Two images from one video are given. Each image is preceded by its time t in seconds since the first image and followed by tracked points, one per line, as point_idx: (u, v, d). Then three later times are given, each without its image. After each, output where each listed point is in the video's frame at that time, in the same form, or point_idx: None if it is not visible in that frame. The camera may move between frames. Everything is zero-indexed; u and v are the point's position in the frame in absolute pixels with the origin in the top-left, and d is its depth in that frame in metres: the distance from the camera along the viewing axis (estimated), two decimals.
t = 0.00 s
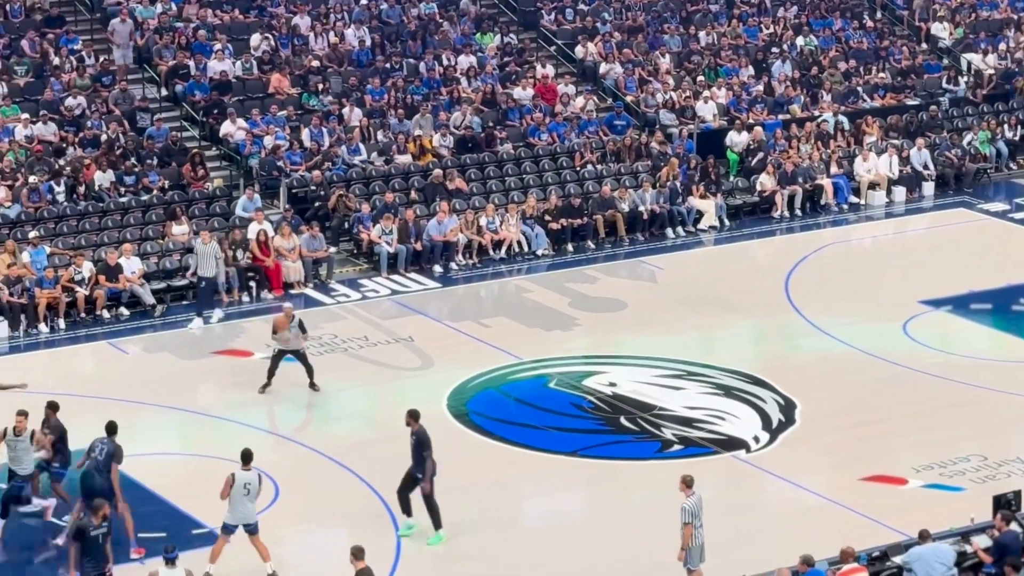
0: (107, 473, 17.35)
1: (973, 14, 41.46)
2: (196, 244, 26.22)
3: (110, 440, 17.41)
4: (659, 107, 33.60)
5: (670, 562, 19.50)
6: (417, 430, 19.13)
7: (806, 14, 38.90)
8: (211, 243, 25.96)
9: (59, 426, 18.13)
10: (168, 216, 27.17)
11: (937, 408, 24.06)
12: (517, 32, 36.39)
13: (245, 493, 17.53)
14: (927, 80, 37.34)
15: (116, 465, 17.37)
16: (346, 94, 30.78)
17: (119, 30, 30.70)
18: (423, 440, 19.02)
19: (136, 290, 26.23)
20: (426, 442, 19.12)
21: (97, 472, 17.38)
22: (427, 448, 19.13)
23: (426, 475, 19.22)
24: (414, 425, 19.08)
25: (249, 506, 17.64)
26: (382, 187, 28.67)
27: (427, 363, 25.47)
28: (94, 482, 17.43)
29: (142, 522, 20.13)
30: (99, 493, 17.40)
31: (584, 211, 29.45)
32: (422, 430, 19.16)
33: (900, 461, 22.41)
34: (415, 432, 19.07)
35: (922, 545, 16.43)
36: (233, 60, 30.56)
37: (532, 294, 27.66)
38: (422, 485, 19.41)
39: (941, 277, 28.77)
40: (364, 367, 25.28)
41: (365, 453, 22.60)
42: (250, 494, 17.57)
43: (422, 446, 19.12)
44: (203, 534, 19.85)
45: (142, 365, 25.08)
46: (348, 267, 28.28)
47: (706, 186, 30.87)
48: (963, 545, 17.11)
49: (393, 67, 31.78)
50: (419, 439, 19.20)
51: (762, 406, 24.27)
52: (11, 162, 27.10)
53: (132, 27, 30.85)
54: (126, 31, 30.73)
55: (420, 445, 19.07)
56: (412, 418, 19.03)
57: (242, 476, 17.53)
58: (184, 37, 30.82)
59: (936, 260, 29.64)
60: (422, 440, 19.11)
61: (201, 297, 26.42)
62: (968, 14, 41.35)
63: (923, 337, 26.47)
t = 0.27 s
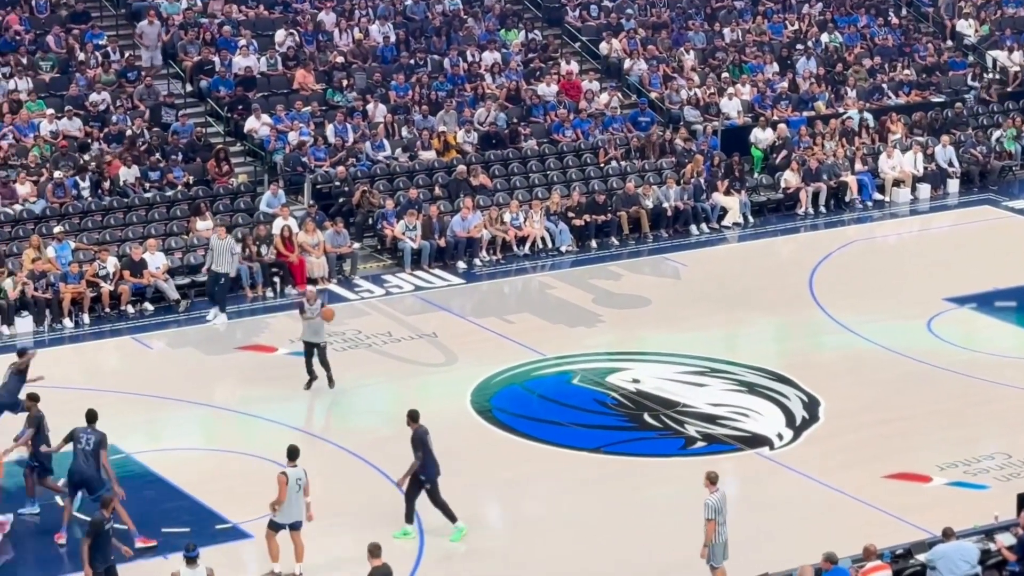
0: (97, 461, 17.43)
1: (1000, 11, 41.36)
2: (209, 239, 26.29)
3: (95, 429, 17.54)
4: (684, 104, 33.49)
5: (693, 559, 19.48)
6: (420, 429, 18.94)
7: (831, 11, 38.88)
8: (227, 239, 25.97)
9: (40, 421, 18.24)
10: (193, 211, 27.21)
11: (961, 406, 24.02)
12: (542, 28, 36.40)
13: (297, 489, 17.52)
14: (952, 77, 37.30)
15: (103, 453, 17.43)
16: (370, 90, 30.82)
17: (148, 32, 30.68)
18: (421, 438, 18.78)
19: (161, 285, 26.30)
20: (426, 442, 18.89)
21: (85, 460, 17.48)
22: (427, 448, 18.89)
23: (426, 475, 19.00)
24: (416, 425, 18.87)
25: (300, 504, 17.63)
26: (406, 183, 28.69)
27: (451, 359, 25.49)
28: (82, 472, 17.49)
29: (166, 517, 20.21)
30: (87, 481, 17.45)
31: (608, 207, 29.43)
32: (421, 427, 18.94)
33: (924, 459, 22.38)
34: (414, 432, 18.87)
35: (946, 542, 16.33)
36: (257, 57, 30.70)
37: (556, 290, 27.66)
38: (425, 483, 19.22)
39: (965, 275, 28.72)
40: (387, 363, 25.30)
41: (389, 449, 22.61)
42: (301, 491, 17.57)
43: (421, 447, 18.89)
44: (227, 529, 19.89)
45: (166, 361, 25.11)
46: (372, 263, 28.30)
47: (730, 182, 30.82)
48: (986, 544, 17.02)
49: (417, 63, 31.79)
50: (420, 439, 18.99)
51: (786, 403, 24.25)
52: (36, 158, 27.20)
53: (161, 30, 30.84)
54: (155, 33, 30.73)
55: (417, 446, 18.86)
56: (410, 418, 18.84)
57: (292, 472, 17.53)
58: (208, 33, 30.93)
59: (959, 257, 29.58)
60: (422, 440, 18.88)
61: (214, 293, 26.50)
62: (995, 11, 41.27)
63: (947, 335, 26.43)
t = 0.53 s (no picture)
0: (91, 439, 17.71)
1: None
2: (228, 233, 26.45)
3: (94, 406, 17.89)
4: (713, 100, 33.42)
5: (722, 556, 19.43)
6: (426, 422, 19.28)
7: (861, 7, 38.86)
8: (247, 234, 25.87)
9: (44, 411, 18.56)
10: (220, 207, 27.03)
11: (990, 404, 23.94)
12: (570, 24, 36.29)
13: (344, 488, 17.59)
14: (982, 74, 37.23)
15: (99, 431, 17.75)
16: (399, 87, 30.53)
17: (181, 29, 30.81)
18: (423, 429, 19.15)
19: (189, 280, 26.35)
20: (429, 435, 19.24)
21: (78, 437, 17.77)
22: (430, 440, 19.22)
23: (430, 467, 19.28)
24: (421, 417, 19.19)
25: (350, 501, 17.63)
26: (435, 178, 28.67)
27: (479, 355, 25.47)
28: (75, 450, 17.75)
29: (193, 511, 20.24)
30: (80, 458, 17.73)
31: (637, 203, 29.42)
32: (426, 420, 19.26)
33: (952, 456, 22.31)
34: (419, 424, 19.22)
35: (975, 540, 15.68)
36: (287, 52, 30.69)
37: (584, 287, 27.63)
38: (429, 478, 19.43)
39: (994, 272, 28.63)
40: (415, 358, 25.29)
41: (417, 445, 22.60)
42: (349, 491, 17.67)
43: (425, 438, 19.24)
44: (254, 524, 19.87)
45: (195, 356, 25.12)
46: (401, 258, 28.29)
47: (759, 179, 30.88)
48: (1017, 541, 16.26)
49: (446, 58, 31.82)
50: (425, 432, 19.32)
51: (815, 399, 24.20)
52: (66, 152, 27.27)
53: (194, 26, 30.94)
54: (188, 30, 30.83)
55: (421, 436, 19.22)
56: (415, 410, 19.21)
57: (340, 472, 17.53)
58: (238, 28, 30.92)
59: (988, 254, 29.49)
60: (427, 432, 19.23)
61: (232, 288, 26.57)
62: None
63: (976, 332, 26.35)
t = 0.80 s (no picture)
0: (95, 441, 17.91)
1: None
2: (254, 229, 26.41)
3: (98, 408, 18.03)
4: (745, 96, 33.37)
5: (755, 551, 19.43)
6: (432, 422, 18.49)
7: (894, 4, 38.89)
8: (276, 230, 26.00)
9: (42, 413, 18.29)
10: (253, 202, 26.93)
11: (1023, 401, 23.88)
12: (602, 20, 36.25)
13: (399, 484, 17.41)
14: (1016, 71, 37.19)
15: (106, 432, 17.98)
16: (431, 81, 30.97)
17: (218, 31, 30.33)
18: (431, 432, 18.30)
19: (222, 275, 26.39)
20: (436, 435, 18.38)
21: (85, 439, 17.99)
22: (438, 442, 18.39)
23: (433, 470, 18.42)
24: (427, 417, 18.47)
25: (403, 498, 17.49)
26: (467, 174, 28.73)
27: (510, 350, 25.47)
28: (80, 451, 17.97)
29: (226, 505, 20.24)
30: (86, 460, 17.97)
31: (669, 199, 29.45)
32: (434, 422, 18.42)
33: (985, 454, 22.26)
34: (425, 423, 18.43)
35: (1006, 537, 15.37)
36: (319, 48, 30.90)
37: (617, 283, 27.65)
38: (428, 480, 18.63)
39: None
40: (447, 354, 25.30)
41: (450, 440, 22.60)
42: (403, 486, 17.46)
43: (431, 439, 18.39)
44: (286, 518, 19.88)
45: (228, 351, 25.14)
46: (432, 254, 28.31)
47: (791, 175, 30.75)
48: None
49: (479, 54, 32.04)
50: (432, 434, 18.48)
51: (847, 396, 24.16)
52: (99, 147, 27.39)
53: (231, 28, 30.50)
54: (225, 31, 30.34)
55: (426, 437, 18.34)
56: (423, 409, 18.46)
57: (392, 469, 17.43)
58: (270, 24, 31.16)
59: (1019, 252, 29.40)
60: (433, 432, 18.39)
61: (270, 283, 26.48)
62: None
63: (1008, 330, 26.28)
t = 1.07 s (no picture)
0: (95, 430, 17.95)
1: None
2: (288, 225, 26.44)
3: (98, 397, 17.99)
4: (781, 94, 33.55)
5: (788, 549, 19.37)
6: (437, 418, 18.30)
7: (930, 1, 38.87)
8: (307, 226, 25.80)
9: (53, 415, 18.02)
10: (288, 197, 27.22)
11: None
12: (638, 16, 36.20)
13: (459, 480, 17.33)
14: None
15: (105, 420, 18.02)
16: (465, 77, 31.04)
17: (256, 28, 30.68)
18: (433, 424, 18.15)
19: (256, 271, 26.42)
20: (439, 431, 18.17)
21: (82, 428, 17.98)
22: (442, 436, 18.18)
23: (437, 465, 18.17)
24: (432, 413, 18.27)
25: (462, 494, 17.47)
26: (501, 170, 28.76)
27: (544, 347, 25.45)
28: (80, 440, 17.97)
29: (260, 501, 20.24)
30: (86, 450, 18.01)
31: (704, 196, 29.46)
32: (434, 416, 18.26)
33: (1020, 453, 22.15)
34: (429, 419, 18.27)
35: None
36: (354, 44, 31.03)
37: (651, 280, 27.62)
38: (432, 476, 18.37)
39: None
40: (480, 350, 25.28)
41: (485, 436, 22.57)
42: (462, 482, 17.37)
43: (433, 433, 18.21)
44: (320, 514, 19.85)
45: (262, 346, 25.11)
46: (467, 251, 28.35)
47: (826, 172, 30.77)
48: None
49: (514, 51, 32.18)
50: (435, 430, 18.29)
51: (881, 394, 24.07)
52: (135, 143, 27.49)
53: (269, 25, 30.86)
54: (264, 29, 30.71)
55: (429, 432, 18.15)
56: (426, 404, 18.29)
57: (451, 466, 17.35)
58: (305, 20, 31.33)
59: None
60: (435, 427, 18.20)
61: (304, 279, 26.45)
62: None
63: None
